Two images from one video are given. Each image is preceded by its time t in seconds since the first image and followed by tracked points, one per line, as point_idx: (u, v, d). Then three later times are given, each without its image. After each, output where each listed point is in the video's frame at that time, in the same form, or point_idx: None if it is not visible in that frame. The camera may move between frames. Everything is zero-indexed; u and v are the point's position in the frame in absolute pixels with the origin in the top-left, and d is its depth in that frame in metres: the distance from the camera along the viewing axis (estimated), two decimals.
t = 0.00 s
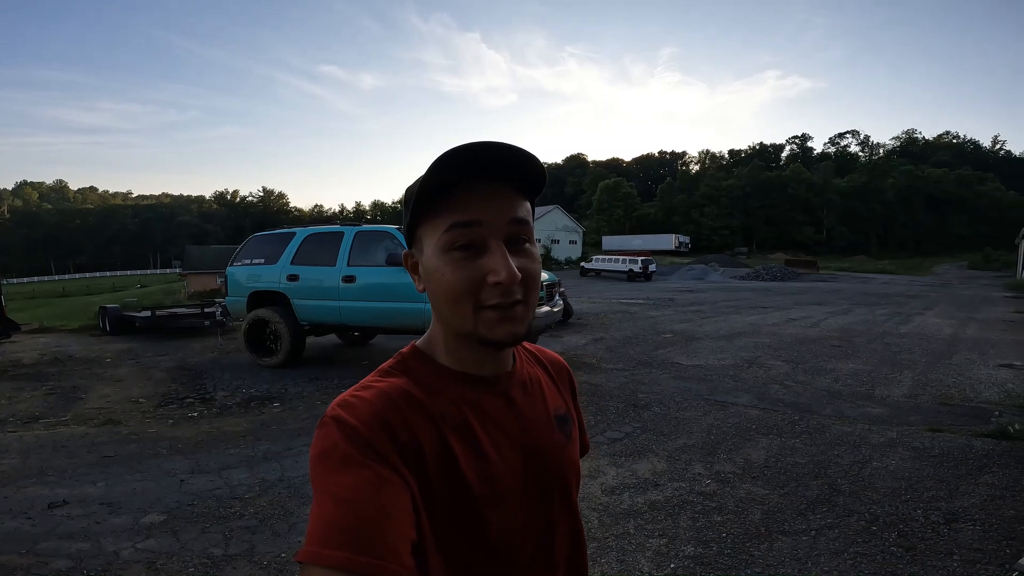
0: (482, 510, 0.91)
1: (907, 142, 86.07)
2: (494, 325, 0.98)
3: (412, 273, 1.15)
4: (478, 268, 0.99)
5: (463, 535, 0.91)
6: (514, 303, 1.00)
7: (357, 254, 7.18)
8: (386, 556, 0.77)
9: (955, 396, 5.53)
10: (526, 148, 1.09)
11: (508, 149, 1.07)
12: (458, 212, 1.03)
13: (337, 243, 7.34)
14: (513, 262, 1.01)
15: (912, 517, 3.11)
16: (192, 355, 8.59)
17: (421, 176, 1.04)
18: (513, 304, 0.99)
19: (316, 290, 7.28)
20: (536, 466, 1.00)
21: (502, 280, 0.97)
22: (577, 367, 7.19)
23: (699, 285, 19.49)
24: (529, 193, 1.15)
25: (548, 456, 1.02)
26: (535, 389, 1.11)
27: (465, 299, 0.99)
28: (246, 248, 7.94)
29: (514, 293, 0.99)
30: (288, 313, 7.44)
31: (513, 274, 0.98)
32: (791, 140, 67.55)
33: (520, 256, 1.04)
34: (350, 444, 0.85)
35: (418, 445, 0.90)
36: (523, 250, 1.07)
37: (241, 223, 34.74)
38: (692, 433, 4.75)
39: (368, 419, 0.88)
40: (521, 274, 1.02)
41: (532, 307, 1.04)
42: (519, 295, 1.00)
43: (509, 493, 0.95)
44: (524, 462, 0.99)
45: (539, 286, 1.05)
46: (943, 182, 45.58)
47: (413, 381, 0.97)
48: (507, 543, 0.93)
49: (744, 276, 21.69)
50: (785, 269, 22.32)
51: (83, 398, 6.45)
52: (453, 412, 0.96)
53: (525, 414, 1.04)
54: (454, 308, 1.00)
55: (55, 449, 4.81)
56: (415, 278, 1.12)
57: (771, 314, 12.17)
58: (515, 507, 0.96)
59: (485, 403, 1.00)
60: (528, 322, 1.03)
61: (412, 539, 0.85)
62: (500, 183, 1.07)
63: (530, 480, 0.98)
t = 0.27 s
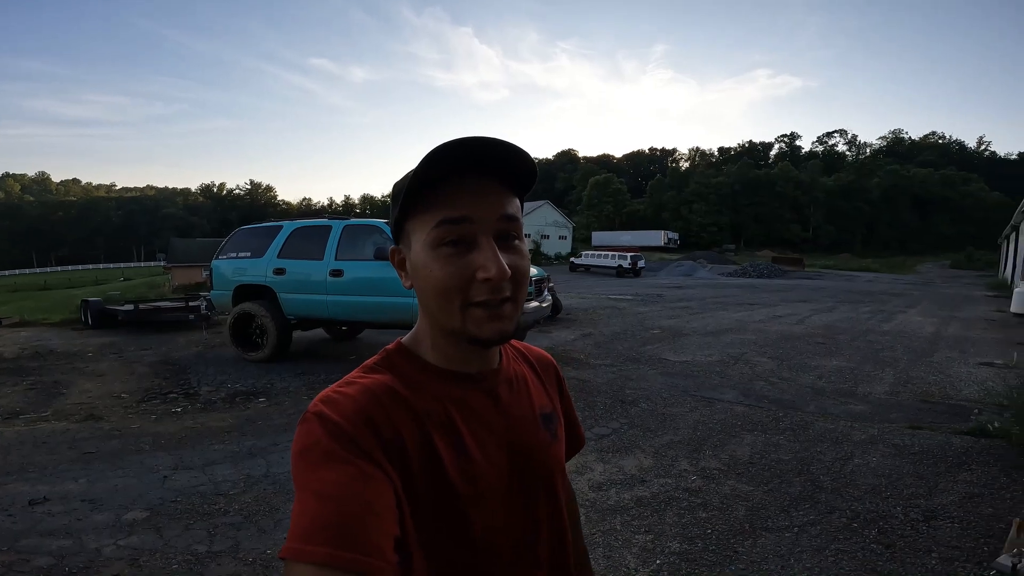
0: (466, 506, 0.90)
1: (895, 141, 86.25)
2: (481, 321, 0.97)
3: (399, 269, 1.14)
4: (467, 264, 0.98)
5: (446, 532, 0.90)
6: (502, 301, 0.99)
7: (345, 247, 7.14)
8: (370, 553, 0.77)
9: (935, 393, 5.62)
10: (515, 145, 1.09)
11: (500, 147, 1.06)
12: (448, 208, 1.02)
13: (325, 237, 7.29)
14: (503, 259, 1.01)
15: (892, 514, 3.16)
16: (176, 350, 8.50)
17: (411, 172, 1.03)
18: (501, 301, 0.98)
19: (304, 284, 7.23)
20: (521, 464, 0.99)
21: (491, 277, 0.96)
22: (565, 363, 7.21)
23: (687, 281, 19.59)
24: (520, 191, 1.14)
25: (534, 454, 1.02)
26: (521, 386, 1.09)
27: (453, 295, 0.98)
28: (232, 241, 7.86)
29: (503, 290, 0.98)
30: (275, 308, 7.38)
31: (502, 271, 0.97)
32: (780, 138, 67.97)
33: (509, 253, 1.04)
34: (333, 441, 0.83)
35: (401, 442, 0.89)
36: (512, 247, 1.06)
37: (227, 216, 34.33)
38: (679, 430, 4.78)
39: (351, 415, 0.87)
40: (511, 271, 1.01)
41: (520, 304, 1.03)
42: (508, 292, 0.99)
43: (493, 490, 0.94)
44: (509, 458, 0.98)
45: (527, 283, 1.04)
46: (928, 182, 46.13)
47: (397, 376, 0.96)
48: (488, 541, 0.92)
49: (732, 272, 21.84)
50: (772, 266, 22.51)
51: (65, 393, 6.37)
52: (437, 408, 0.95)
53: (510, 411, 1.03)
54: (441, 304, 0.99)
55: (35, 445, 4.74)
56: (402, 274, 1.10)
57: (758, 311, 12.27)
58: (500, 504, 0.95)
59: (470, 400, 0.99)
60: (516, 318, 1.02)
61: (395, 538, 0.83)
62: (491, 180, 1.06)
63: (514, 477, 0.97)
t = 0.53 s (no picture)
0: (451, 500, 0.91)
1: (884, 138, 86.59)
2: (487, 311, 0.97)
3: (388, 251, 1.08)
4: (479, 254, 0.97)
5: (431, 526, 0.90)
6: (507, 292, 1.00)
7: (333, 236, 7.10)
8: (353, 548, 0.76)
9: (914, 389, 5.72)
10: (537, 138, 1.06)
11: (524, 134, 1.02)
12: (462, 196, 0.97)
13: (312, 225, 7.24)
14: (513, 251, 1.01)
15: (869, 509, 3.23)
16: (160, 338, 8.43)
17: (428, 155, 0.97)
18: (508, 293, 0.99)
19: (290, 272, 7.19)
20: (507, 456, 1.00)
21: (504, 268, 0.96)
22: (552, 355, 7.25)
23: (675, 275, 19.70)
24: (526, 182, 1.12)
25: (520, 446, 1.02)
26: (507, 379, 1.10)
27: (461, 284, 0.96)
28: (217, 229, 7.78)
29: (511, 282, 0.98)
30: (260, 296, 7.34)
31: (514, 263, 0.98)
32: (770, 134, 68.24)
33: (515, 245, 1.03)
34: (316, 434, 0.83)
35: (386, 435, 0.89)
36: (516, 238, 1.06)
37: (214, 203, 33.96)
38: (664, 422, 4.83)
39: (336, 409, 0.86)
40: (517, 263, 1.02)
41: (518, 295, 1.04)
42: (515, 284, 1.00)
43: (479, 484, 0.95)
44: (495, 451, 0.99)
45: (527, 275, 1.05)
46: (914, 179, 46.58)
47: (382, 369, 0.95)
48: (474, 535, 0.93)
49: (720, 266, 22.00)
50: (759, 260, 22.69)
51: (45, 382, 6.30)
52: (424, 401, 0.94)
53: (496, 403, 1.03)
54: (446, 293, 0.97)
55: (15, 435, 4.70)
56: (394, 257, 1.05)
57: (744, 305, 12.38)
58: (486, 497, 0.95)
59: (458, 393, 0.99)
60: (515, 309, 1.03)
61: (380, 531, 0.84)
62: (505, 171, 1.04)
63: (500, 469, 0.98)
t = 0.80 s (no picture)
0: (453, 500, 0.93)
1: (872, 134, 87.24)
2: (519, 318, 1.02)
3: (413, 239, 1.02)
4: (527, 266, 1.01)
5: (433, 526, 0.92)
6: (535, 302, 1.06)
7: (318, 224, 7.06)
8: (356, 560, 0.78)
9: (891, 385, 5.83)
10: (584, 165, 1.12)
11: (576, 163, 1.07)
12: (522, 207, 1.01)
13: (298, 212, 7.20)
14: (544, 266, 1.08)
15: (845, 505, 3.31)
16: (142, 326, 8.35)
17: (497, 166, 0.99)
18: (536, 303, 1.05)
19: (275, 260, 7.15)
20: (504, 456, 1.02)
21: (545, 282, 1.03)
22: (538, 347, 7.29)
23: (662, 267, 19.81)
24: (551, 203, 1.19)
25: (515, 446, 1.05)
26: (500, 378, 1.12)
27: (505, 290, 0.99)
28: (200, 215, 7.71)
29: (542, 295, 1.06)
30: (243, 284, 7.29)
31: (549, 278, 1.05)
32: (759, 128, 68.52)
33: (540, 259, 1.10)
34: (317, 443, 0.83)
35: (389, 440, 0.89)
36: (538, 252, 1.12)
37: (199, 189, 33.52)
38: (647, 415, 4.89)
39: (339, 418, 0.87)
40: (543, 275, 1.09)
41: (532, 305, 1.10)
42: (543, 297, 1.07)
43: (480, 484, 0.97)
44: (494, 452, 1.01)
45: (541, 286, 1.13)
46: (899, 176, 47.05)
47: (382, 373, 0.96)
48: (474, 534, 0.95)
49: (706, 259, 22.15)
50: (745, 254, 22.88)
51: (23, 371, 6.24)
52: (426, 405, 0.95)
53: (493, 404, 1.05)
54: (488, 297, 0.98)
55: None
56: (424, 247, 1.01)
57: (728, 298, 12.49)
58: (487, 497, 0.98)
59: (459, 395, 1.00)
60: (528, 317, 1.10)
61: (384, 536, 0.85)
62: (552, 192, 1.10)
63: (498, 469, 1.00)
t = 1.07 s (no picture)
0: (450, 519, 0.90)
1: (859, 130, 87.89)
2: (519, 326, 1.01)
3: (417, 245, 0.94)
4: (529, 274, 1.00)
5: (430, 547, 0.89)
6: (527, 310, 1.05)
7: (301, 210, 6.97)
8: None
9: (869, 382, 5.88)
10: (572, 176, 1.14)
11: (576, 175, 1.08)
12: (528, 215, 1.00)
13: (280, 199, 7.10)
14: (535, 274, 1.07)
15: (821, 504, 3.33)
16: (119, 313, 8.21)
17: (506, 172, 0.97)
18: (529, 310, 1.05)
19: (256, 247, 7.04)
20: (491, 463, 1.01)
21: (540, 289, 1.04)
22: (521, 339, 7.26)
23: (649, 258, 19.84)
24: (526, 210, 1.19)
25: (499, 453, 1.04)
26: (479, 385, 1.10)
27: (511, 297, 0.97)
28: (179, 200, 7.57)
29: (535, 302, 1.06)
30: (223, 270, 7.17)
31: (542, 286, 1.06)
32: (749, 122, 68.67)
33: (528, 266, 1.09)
34: (310, 474, 0.79)
35: (384, 461, 0.85)
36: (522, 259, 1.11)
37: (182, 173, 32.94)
38: (629, 410, 4.89)
39: (330, 443, 0.82)
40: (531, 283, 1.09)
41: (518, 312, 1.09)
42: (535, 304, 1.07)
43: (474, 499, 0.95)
44: (485, 466, 0.99)
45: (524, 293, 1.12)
46: (885, 173, 47.44)
47: (370, 387, 0.90)
48: (471, 544, 0.94)
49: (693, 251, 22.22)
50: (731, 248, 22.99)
51: None
52: (420, 418, 0.91)
53: (478, 413, 1.03)
54: (496, 305, 0.96)
55: None
56: (430, 254, 0.94)
57: (713, 291, 12.54)
58: (481, 511, 0.96)
59: (448, 405, 0.97)
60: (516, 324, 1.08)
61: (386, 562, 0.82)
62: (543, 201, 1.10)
63: (488, 477, 0.99)
